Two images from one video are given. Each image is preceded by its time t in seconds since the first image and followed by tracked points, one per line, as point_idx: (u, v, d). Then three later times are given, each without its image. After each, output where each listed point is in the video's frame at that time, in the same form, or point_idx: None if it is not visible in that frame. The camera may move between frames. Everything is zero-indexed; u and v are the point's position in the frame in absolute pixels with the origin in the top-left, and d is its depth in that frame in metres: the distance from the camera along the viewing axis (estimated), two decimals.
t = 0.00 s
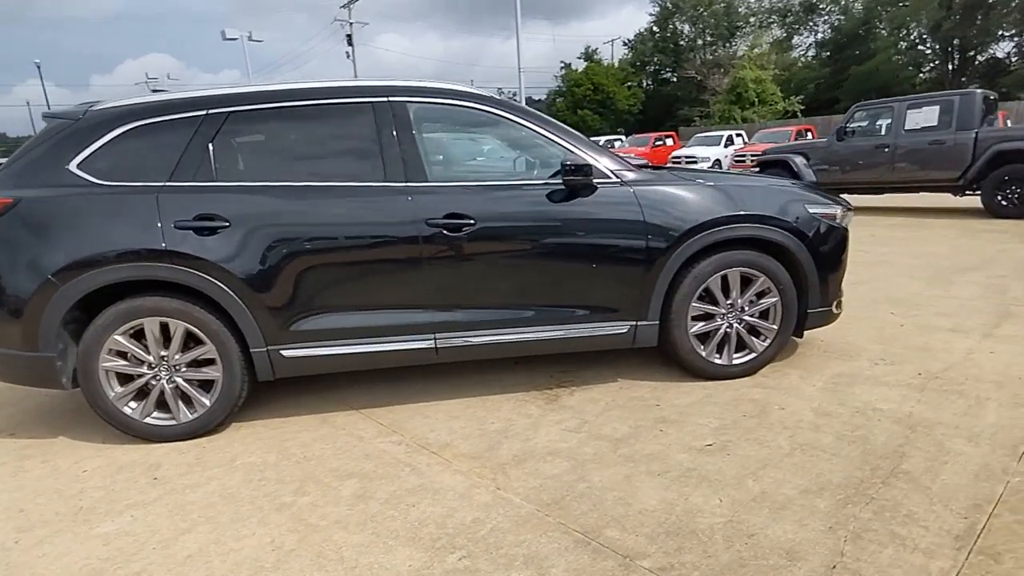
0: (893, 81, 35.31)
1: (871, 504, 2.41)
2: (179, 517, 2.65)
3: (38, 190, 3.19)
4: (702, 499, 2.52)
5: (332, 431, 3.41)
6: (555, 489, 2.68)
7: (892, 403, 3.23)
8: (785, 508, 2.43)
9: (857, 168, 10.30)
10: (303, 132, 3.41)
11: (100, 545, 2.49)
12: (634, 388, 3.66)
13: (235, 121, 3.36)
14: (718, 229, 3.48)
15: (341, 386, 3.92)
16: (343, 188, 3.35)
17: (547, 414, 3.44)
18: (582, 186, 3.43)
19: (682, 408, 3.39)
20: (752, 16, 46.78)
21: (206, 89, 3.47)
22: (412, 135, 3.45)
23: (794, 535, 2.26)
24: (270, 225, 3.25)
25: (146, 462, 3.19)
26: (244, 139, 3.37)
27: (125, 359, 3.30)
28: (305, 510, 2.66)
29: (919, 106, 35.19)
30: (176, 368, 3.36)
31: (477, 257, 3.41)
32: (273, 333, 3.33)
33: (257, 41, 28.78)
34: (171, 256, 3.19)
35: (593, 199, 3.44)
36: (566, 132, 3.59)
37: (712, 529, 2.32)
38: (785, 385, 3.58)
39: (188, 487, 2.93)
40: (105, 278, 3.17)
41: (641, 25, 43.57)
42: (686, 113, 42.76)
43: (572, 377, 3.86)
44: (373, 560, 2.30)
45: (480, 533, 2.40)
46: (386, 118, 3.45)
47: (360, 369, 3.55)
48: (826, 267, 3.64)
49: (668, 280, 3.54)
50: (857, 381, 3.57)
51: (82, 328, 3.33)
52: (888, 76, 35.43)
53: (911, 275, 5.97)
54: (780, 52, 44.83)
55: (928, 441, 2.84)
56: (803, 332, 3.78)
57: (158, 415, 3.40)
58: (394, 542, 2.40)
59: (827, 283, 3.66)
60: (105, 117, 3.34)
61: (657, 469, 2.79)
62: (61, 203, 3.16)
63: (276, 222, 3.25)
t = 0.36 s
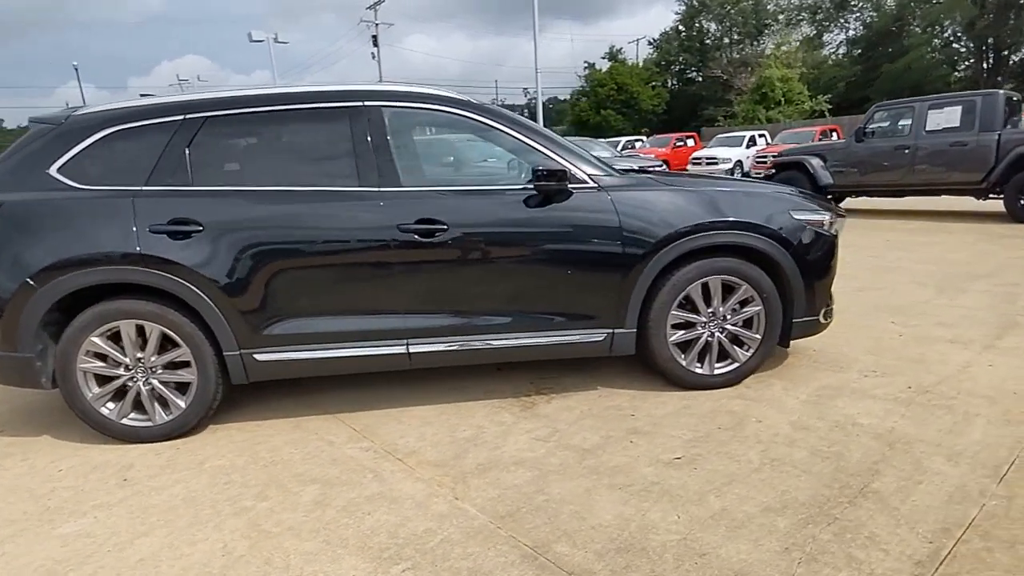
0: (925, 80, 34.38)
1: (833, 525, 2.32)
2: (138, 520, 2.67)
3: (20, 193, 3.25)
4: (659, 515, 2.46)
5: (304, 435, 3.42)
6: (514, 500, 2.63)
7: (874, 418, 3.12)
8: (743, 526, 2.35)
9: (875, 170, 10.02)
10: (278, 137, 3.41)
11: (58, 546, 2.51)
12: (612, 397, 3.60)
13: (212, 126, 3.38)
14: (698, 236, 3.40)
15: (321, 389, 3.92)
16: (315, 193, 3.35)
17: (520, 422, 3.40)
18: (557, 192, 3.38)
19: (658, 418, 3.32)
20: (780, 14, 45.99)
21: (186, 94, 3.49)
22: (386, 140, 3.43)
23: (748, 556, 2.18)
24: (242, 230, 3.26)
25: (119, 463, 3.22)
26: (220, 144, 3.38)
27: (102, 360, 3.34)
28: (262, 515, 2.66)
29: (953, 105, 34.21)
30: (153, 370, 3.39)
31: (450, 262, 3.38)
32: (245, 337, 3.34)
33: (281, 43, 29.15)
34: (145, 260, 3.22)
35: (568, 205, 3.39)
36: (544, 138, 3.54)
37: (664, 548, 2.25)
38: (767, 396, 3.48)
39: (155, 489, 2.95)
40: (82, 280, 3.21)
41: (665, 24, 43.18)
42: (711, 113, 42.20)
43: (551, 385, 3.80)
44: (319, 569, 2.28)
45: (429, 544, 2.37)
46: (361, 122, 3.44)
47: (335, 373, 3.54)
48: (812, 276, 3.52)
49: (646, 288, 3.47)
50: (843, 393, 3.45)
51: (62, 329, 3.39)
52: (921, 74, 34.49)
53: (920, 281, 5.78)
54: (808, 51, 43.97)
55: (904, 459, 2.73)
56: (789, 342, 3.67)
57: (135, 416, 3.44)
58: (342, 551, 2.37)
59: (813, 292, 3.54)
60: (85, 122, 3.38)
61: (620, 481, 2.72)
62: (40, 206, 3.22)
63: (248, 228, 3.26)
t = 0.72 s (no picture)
0: (977, 74, 32.97)
1: (805, 532, 2.25)
2: (125, 505, 2.76)
3: (30, 189, 3.39)
4: (628, 517, 2.42)
5: (296, 427, 3.47)
6: (486, 497, 2.63)
7: (869, 423, 3.00)
8: (712, 531, 2.30)
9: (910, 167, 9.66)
10: (274, 135, 3.48)
11: (46, 528, 2.62)
12: (604, 395, 3.55)
13: (211, 125, 3.46)
14: (689, 234, 3.33)
15: (318, 382, 3.98)
16: (307, 190, 3.40)
17: (508, 418, 3.39)
18: (546, 189, 3.35)
19: (646, 418, 3.27)
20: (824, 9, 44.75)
21: (188, 93, 3.59)
22: (378, 137, 3.46)
23: (711, 562, 2.13)
24: (236, 226, 3.33)
25: (118, 449, 3.34)
26: (217, 142, 3.46)
27: (105, 350, 3.46)
28: (241, 504, 2.72)
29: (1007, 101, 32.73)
30: (153, 360, 3.49)
31: (439, 259, 3.39)
32: (239, 329, 3.41)
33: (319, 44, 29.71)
34: (144, 254, 3.32)
35: (557, 202, 3.36)
36: (536, 135, 3.51)
37: (628, 551, 2.22)
38: (762, 398, 3.39)
39: (146, 475, 3.04)
40: (85, 272, 3.33)
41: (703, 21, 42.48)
42: (751, 110, 41.32)
43: (545, 382, 3.78)
44: (285, 558, 2.32)
45: (395, 538, 2.39)
46: (354, 120, 3.48)
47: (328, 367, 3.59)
48: (810, 276, 3.42)
49: (637, 286, 3.42)
50: (841, 397, 3.34)
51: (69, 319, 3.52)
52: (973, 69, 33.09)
53: (945, 283, 5.54)
54: (853, 45, 42.65)
55: (893, 466, 2.63)
56: (788, 343, 3.56)
57: (137, 405, 3.55)
58: (309, 542, 2.40)
59: (812, 292, 3.44)
60: (92, 120, 3.50)
61: (596, 481, 2.69)
62: (47, 202, 3.35)
63: (241, 223, 3.33)
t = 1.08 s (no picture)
0: None
1: (776, 554, 2.15)
2: (108, 498, 2.82)
3: (34, 185, 3.48)
4: (596, 530, 2.35)
5: (285, 423, 3.50)
6: (456, 503, 2.59)
7: (866, 438, 2.86)
8: (680, 548, 2.21)
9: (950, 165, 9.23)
10: (266, 132, 3.48)
11: (31, 517, 2.69)
12: (594, 400, 3.47)
13: (207, 123, 3.49)
14: (682, 236, 3.22)
15: (314, 379, 4.01)
16: (297, 187, 3.39)
17: (494, 421, 3.34)
18: (535, 187, 3.28)
19: (634, 424, 3.18)
20: None
21: (186, 90, 3.62)
22: (368, 134, 3.42)
23: None
24: (227, 223, 3.35)
25: (113, 441, 3.41)
26: (212, 140, 3.48)
27: (104, 343, 3.54)
28: (217, 500, 2.74)
29: None
30: (149, 354, 3.56)
31: (426, 258, 3.34)
32: (230, 326, 3.44)
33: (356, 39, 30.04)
34: (139, 249, 3.37)
35: (547, 201, 3.28)
36: (528, 132, 3.43)
37: (588, 565, 2.15)
38: (757, 407, 3.26)
39: (134, 468, 3.10)
40: (83, 267, 3.40)
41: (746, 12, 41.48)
42: (794, 104, 40.13)
43: (537, 384, 3.72)
44: (248, 558, 2.32)
45: (358, 541, 2.37)
46: (345, 118, 3.45)
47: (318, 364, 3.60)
48: (811, 281, 3.27)
49: (629, 289, 3.32)
50: (841, 408, 3.19)
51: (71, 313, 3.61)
52: None
53: (975, 288, 5.26)
54: (904, 36, 41.02)
55: (883, 486, 2.49)
56: (788, 350, 3.41)
57: (135, 397, 3.62)
58: (274, 542, 2.40)
59: (813, 297, 3.28)
60: (94, 116, 3.55)
61: (570, 490, 2.63)
62: (49, 197, 3.43)
63: (232, 220, 3.35)
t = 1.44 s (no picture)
0: None
1: (752, 572, 2.08)
2: (104, 487, 2.90)
3: (51, 184, 3.60)
4: (570, 538, 2.30)
5: (283, 419, 3.54)
6: (435, 506, 2.57)
7: (866, 453, 2.73)
8: (653, 561, 2.16)
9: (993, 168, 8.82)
10: (268, 132, 3.50)
11: (29, 504, 2.78)
12: (590, 405, 3.42)
13: (212, 123, 3.53)
14: (681, 241, 3.14)
15: (316, 375, 4.05)
16: (296, 186, 3.41)
17: (486, 423, 3.32)
18: (531, 190, 3.23)
19: (627, 431, 3.11)
20: None
21: (194, 91, 3.67)
22: (366, 135, 3.42)
23: None
24: (228, 223, 3.39)
25: (119, 431, 3.51)
26: (216, 139, 3.52)
27: (113, 336, 3.64)
28: (204, 493, 2.79)
29: None
30: (156, 348, 3.64)
31: (422, 258, 3.34)
32: (232, 322, 3.50)
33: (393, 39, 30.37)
34: (145, 247, 3.44)
35: (543, 204, 3.23)
36: (528, 133, 3.38)
37: None
38: (757, 417, 3.16)
39: (133, 459, 3.17)
40: (93, 262, 3.50)
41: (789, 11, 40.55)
42: (838, 104, 39.04)
43: (534, 387, 3.68)
44: (223, 552, 2.35)
45: (333, 540, 2.38)
46: (344, 118, 3.45)
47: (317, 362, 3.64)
48: (815, 289, 3.16)
49: (625, 293, 3.26)
50: (845, 421, 3.06)
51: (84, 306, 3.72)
52: None
53: (1007, 298, 5.01)
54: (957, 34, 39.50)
55: (876, 504, 2.38)
56: (791, 359, 3.31)
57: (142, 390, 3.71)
58: (251, 538, 2.43)
59: (818, 305, 3.17)
60: (106, 117, 3.64)
61: (550, 496, 2.58)
62: (64, 196, 3.55)
63: (232, 220, 3.39)
